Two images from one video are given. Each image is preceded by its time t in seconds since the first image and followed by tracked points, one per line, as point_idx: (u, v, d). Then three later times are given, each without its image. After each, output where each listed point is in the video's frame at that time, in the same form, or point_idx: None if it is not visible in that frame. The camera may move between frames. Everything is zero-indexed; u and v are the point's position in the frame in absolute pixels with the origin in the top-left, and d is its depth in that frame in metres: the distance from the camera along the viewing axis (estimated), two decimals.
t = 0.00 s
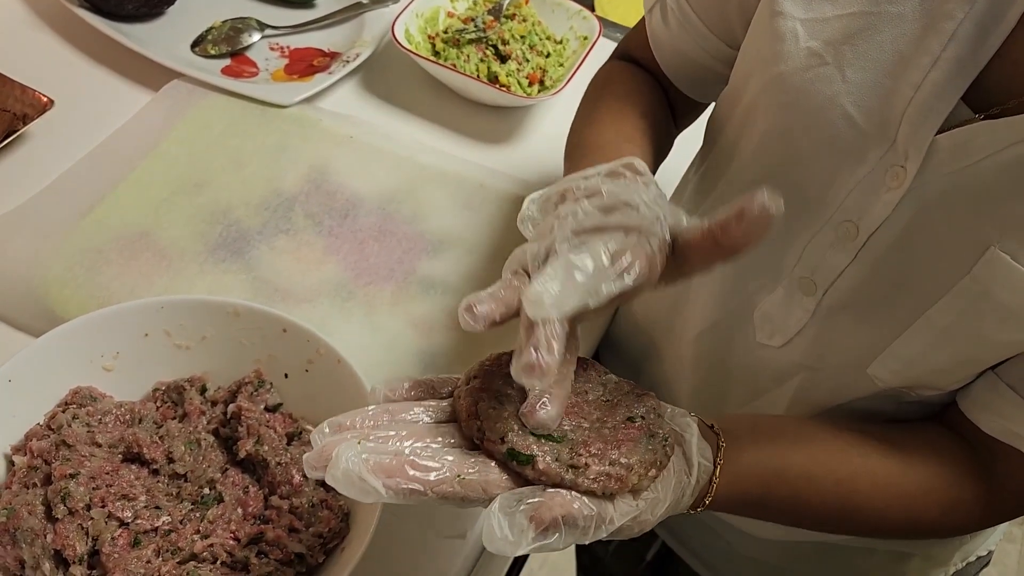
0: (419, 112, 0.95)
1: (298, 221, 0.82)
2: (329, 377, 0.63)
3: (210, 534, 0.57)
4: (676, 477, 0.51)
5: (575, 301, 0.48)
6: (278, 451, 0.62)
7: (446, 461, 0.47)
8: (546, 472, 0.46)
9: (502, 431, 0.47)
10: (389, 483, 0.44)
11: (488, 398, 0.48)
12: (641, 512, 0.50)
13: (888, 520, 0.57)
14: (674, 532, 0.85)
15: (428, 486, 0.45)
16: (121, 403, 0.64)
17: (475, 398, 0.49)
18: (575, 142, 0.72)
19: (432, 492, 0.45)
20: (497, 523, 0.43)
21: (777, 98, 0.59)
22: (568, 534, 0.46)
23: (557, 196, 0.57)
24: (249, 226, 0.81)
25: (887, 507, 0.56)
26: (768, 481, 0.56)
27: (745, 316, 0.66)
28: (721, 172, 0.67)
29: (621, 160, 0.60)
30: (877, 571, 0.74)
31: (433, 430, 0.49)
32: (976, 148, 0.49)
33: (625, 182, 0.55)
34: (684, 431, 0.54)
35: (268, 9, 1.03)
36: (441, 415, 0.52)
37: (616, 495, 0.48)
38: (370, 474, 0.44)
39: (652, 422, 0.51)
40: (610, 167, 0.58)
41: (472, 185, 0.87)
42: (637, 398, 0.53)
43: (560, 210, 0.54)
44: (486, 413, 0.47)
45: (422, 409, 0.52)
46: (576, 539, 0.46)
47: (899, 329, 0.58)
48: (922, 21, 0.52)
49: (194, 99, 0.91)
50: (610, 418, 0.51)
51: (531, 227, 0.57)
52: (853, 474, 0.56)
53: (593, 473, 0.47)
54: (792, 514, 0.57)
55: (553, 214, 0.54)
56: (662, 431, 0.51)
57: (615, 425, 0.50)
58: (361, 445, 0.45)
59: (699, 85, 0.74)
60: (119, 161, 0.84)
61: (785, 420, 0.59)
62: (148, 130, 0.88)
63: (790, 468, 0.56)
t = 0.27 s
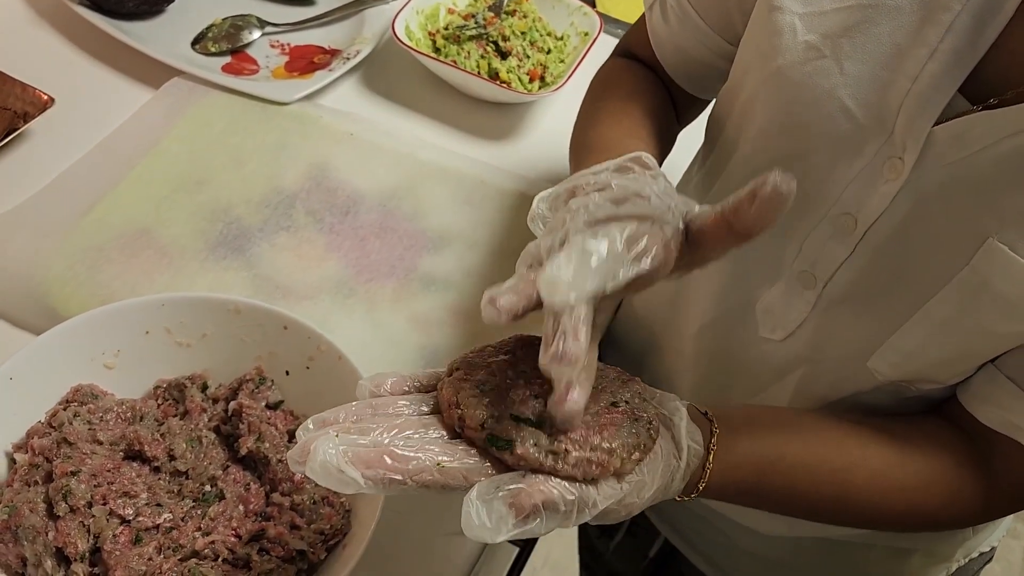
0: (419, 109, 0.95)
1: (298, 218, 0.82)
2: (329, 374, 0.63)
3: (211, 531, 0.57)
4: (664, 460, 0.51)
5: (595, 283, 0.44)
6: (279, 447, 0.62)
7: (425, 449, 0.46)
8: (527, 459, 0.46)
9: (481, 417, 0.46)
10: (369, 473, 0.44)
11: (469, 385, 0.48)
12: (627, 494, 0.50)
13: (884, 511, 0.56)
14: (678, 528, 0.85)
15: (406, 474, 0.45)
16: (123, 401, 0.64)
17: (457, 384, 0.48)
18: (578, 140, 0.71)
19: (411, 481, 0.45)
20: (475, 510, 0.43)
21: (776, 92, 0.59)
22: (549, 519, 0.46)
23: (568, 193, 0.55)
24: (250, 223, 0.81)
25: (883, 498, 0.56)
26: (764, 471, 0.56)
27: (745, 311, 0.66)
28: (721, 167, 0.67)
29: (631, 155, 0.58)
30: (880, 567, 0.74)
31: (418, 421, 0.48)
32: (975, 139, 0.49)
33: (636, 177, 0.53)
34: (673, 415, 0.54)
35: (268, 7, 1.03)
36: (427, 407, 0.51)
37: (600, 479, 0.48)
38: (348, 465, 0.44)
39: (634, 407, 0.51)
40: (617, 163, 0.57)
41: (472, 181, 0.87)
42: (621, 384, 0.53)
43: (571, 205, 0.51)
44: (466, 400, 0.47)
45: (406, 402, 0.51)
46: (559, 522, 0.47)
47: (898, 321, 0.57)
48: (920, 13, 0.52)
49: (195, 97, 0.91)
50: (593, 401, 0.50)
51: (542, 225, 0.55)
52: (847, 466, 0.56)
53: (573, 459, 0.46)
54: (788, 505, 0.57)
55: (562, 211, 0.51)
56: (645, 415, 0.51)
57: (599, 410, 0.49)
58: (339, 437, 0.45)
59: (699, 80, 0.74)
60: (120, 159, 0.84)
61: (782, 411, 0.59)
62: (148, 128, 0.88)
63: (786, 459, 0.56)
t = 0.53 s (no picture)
0: (421, 107, 0.95)
1: (301, 216, 0.82)
2: (332, 372, 0.63)
3: (215, 528, 0.58)
4: (668, 445, 0.51)
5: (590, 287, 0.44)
6: (282, 445, 0.62)
7: (429, 432, 0.47)
8: (529, 438, 0.46)
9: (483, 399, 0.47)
10: (374, 455, 0.45)
11: (469, 372, 0.49)
12: (631, 475, 0.49)
13: (891, 501, 0.56)
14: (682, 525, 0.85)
15: (412, 456, 0.45)
16: (126, 399, 0.64)
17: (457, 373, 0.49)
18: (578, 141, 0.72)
19: (416, 463, 0.46)
20: (480, 486, 0.42)
21: (777, 88, 0.59)
22: (555, 499, 0.45)
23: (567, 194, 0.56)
24: (252, 221, 0.81)
25: (891, 488, 0.56)
26: (767, 463, 0.56)
27: (747, 308, 0.66)
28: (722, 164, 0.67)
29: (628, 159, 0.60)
30: (884, 564, 0.74)
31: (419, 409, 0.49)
32: (975, 133, 0.49)
33: (633, 180, 0.55)
34: (676, 403, 0.54)
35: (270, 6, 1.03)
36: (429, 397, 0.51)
37: (603, 459, 0.48)
38: (354, 446, 0.44)
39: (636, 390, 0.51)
40: (615, 166, 0.58)
41: (474, 179, 0.87)
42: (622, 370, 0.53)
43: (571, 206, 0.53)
44: (468, 385, 0.48)
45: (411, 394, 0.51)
46: (564, 503, 0.46)
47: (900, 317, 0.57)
48: (919, 8, 0.52)
49: (197, 95, 0.92)
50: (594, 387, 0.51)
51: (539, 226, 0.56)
52: (852, 457, 0.56)
53: (574, 438, 0.47)
54: (794, 497, 0.57)
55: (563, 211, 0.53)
56: (647, 398, 0.51)
57: (599, 393, 0.50)
58: (344, 419, 0.46)
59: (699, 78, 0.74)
60: (122, 158, 0.84)
61: (785, 405, 0.59)
62: (150, 127, 0.88)
63: (791, 450, 0.56)
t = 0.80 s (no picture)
0: (421, 104, 0.95)
1: (301, 214, 0.82)
2: (333, 369, 0.63)
3: (216, 526, 0.57)
4: (669, 456, 0.51)
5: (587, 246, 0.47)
6: (282, 443, 0.62)
7: (429, 441, 0.46)
8: (528, 454, 0.47)
9: (486, 412, 0.47)
10: (372, 463, 0.44)
11: (475, 380, 0.49)
12: (629, 490, 0.49)
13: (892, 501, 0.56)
14: (684, 522, 0.85)
15: (409, 466, 0.45)
16: (126, 397, 0.64)
17: (463, 378, 0.49)
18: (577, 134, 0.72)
19: (413, 473, 0.45)
20: (474, 503, 0.43)
21: (776, 83, 0.59)
22: (549, 515, 0.45)
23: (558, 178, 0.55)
24: (252, 219, 0.81)
25: (890, 489, 0.56)
26: (767, 459, 0.56)
27: (747, 303, 0.66)
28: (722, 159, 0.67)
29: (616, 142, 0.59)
30: (886, 560, 0.74)
31: (422, 411, 0.49)
32: (975, 126, 0.49)
33: (622, 159, 0.54)
34: (682, 410, 0.54)
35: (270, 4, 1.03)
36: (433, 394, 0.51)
37: (601, 475, 0.48)
38: (352, 453, 0.44)
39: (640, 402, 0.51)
40: (605, 148, 0.58)
41: (474, 176, 0.87)
42: (628, 378, 0.53)
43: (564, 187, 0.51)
44: (472, 394, 0.48)
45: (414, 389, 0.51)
46: (559, 519, 0.46)
47: (900, 311, 0.57)
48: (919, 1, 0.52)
49: (197, 94, 0.92)
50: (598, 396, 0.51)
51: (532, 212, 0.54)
52: (854, 455, 0.56)
53: (573, 454, 0.47)
54: (792, 493, 0.57)
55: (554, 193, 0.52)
56: (651, 410, 0.51)
57: (602, 407, 0.50)
58: (344, 425, 0.45)
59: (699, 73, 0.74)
60: (122, 157, 0.84)
61: (790, 400, 0.59)
62: (150, 125, 0.88)
63: (791, 448, 0.56)
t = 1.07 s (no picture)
0: (422, 103, 0.95)
1: (303, 213, 0.82)
2: (336, 368, 0.63)
3: (219, 524, 0.58)
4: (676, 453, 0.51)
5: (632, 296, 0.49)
6: (285, 441, 0.62)
7: (432, 460, 0.46)
8: (529, 468, 0.47)
9: (485, 427, 0.47)
10: (375, 488, 0.44)
11: (473, 394, 0.49)
12: (634, 493, 0.50)
13: (899, 494, 0.56)
14: (688, 519, 0.85)
15: (412, 489, 0.45)
16: (130, 397, 0.64)
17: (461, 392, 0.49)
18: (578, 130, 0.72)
19: (417, 495, 0.45)
20: (478, 528, 0.43)
21: (777, 78, 0.59)
22: (555, 527, 0.46)
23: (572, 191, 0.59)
24: (254, 219, 0.81)
25: (899, 481, 0.56)
26: (776, 450, 0.56)
27: (750, 299, 0.66)
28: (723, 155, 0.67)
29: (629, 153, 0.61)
30: (889, 556, 0.74)
31: (423, 427, 0.49)
32: (975, 120, 0.49)
33: (637, 175, 0.57)
34: (690, 402, 0.54)
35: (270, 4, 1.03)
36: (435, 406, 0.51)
37: (605, 481, 0.48)
38: (354, 481, 0.44)
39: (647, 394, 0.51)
40: (619, 161, 0.60)
41: (476, 174, 0.88)
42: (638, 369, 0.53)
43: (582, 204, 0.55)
44: (472, 409, 0.48)
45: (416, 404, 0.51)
46: (565, 528, 0.47)
47: (902, 306, 0.57)
48: None
49: (198, 94, 0.92)
50: (602, 395, 0.51)
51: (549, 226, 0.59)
52: (863, 447, 0.56)
53: (575, 467, 0.47)
54: (801, 484, 0.57)
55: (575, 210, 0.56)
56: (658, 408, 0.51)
57: (606, 408, 0.50)
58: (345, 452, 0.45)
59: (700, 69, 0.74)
60: (124, 158, 0.84)
61: (799, 390, 0.59)
62: (152, 126, 0.88)
63: (800, 439, 0.56)
